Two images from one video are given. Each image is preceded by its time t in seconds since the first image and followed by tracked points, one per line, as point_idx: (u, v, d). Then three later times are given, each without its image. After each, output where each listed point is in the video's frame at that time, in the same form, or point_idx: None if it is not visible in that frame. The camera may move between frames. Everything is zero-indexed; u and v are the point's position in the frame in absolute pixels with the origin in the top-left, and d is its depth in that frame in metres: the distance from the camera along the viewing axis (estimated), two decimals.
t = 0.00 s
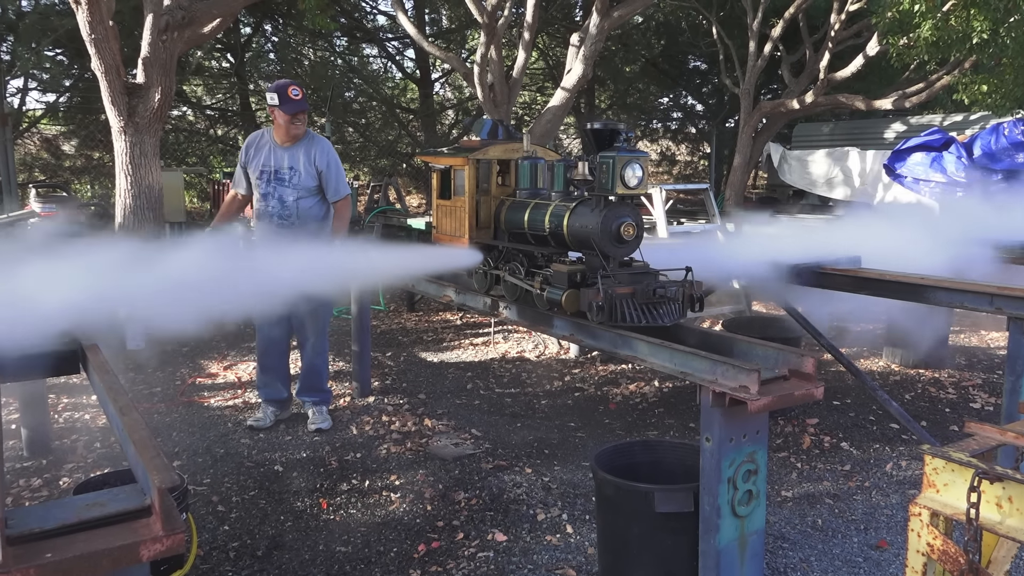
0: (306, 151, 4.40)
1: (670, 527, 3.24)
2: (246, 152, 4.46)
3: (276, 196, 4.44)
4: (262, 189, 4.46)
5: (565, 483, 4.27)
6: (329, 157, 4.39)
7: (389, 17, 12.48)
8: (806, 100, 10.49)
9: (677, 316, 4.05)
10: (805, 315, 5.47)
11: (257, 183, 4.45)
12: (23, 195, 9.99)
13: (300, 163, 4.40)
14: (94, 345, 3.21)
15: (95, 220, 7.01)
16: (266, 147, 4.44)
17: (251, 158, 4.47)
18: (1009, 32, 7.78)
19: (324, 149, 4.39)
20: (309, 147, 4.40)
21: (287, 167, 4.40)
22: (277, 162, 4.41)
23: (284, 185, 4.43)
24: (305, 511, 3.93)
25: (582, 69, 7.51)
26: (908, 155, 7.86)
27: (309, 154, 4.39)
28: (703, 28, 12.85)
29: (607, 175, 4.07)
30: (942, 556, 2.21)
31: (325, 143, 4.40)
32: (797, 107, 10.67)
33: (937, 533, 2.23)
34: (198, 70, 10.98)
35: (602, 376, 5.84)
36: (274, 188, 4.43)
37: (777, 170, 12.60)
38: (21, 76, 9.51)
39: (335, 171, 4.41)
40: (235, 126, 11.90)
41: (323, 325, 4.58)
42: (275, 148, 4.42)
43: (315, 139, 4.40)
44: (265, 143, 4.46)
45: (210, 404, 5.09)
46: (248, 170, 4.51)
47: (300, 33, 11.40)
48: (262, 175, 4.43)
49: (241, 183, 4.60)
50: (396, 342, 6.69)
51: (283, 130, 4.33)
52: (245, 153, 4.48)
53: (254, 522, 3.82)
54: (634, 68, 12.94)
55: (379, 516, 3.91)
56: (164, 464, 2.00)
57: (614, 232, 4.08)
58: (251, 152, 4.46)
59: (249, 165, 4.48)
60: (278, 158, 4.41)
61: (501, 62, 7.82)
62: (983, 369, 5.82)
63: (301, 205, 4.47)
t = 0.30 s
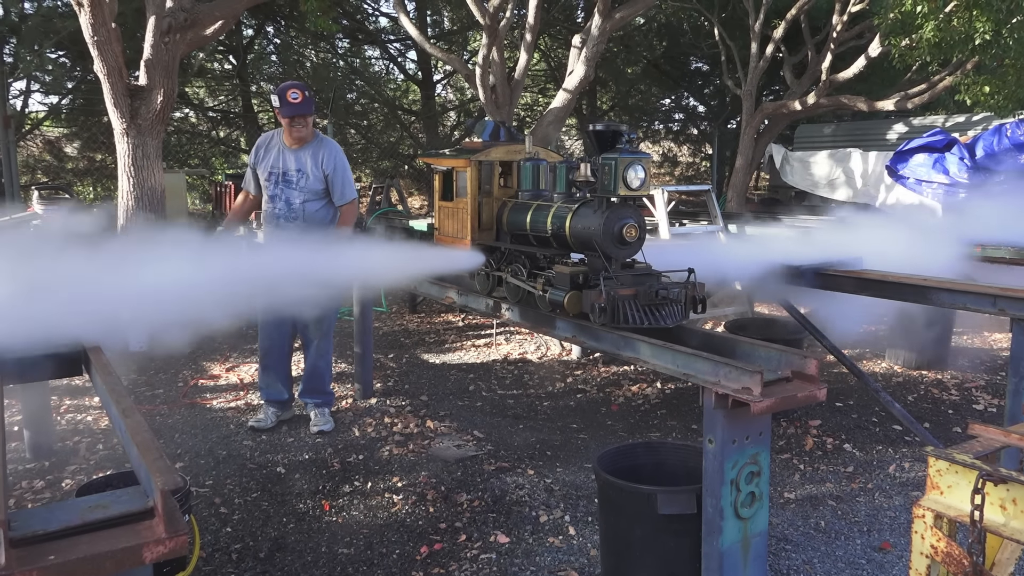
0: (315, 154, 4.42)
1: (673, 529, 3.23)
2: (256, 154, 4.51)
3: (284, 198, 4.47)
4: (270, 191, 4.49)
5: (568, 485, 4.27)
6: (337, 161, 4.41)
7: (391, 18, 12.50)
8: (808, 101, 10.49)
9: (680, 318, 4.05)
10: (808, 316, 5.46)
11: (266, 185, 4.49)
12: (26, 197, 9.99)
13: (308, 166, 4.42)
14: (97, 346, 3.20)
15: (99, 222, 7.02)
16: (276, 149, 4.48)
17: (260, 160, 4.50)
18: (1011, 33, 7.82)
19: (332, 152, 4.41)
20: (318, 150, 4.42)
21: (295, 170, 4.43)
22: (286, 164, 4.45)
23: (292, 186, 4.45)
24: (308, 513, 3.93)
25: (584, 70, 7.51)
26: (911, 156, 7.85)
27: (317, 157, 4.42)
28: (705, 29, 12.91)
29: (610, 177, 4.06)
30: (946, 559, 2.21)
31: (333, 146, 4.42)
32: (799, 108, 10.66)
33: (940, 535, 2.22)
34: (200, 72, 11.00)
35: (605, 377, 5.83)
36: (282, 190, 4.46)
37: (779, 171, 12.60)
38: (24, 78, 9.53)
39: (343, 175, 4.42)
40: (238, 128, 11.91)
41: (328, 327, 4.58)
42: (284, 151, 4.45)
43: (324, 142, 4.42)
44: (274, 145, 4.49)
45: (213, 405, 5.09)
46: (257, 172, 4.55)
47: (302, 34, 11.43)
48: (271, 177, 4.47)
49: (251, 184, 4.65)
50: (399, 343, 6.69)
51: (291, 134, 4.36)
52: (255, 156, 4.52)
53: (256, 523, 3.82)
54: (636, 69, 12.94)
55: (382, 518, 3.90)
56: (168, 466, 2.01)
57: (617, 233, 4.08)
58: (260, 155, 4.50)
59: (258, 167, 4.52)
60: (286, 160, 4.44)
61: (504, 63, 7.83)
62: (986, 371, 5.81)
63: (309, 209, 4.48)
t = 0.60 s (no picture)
0: (308, 151, 4.39)
1: (674, 530, 3.23)
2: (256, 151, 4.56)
3: (278, 194, 4.48)
4: (267, 187, 4.52)
5: (568, 485, 4.27)
6: (330, 158, 4.36)
7: (392, 18, 12.52)
8: (809, 101, 10.48)
9: (681, 318, 4.06)
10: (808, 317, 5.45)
11: (264, 181, 4.53)
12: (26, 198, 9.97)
13: (300, 163, 4.40)
14: (97, 346, 3.20)
15: (100, 222, 7.01)
16: (273, 146, 4.51)
17: (261, 156, 4.55)
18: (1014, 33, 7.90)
19: (325, 148, 4.37)
20: (311, 146, 4.39)
21: (288, 166, 4.43)
22: (279, 160, 4.46)
23: (284, 182, 4.45)
24: (309, 513, 3.93)
25: (585, 70, 7.50)
26: (912, 156, 7.85)
27: (308, 153, 4.38)
28: (706, 29, 12.92)
29: (611, 177, 4.06)
30: (948, 559, 2.20)
31: (326, 143, 4.38)
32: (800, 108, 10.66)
33: (943, 536, 2.21)
34: (201, 72, 11.02)
35: (605, 377, 5.83)
36: (276, 186, 4.47)
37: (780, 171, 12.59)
38: (25, 78, 9.53)
39: (335, 172, 4.37)
40: (239, 128, 11.90)
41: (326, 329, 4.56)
42: (280, 147, 4.47)
43: (316, 137, 4.39)
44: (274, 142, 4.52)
45: (214, 405, 5.09)
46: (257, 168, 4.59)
47: (303, 34, 11.44)
48: (268, 174, 4.50)
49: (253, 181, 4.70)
50: (399, 343, 6.69)
51: (278, 132, 4.39)
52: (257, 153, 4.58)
53: (257, 523, 3.81)
54: (637, 69, 12.93)
55: (383, 519, 3.90)
56: (169, 466, 2.00)
57: (619, 233, 4.08)
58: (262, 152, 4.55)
59: (258, 164, 4.56)
60: (281, 155, 4.45)
61: (505, 63, 7.83)
62: (987, 371, 5.80)
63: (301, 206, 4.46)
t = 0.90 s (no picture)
0: (279, 147, 4.37)
1: (675, 528, 3.23)
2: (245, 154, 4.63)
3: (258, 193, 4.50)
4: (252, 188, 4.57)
5: (570, 483, 4.27)
6: (299, 150, 4.31)
7: (393, 17, 12.52)
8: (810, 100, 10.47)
9: (682, 317, 4.07)
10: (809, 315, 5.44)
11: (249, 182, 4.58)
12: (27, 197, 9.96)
13: (273, 159, 4.39)
14: (98, 345, 3.21)
15: (100, 221, 7.00)
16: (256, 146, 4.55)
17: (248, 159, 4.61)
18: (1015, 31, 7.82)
19: (295, 141, 4.32)
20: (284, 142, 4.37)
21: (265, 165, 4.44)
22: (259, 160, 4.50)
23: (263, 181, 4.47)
24: (310, 512, 3.93)
25: (586, 69, 7.50)
26: (913, 154, 7.81)
27: (279, 148, 4.36)
28: (707, 28, 12.91)
29: (612, 175, 4.06)
30: (950, 558, 2.20)
31: (296, 137, 4.33)
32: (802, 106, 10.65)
33: (945, 534, 2.21)
34: (202, 71, 11.04)
35: (607, 376, 5.82)
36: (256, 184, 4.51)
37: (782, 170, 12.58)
38: (26, 77, 9.53)
39: (303, 165, 4.30)
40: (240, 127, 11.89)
41: (313, 327, 4.54)
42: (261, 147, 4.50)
43: (287, 132, 4.36)
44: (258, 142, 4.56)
45: (215, 404, 5.09)
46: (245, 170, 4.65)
47: (303, 33, 11.43)
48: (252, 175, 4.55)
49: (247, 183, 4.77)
50: (400, 342, 6.68)
51: (258, 131, 4.46)
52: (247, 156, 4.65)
53: (259, 522, 3.81)
54: (638, 68, 12.92)
55: (384, 517, 3.90)
56: (169, 465, 2.00)
57: (620, 231, 4.08)
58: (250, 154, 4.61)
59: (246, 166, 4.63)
60: (262, 154, 4.49)
61: (505, 61, 7.82)
62: (988, 370, 5.80)
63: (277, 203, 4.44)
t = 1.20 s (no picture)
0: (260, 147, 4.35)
1: (678, 528, 3.22)
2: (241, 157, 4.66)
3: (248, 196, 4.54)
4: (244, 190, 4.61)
5: (571, 483, 4.26)
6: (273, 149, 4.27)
7: (394, 16, 12.52)
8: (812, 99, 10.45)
9: (684, 316, 4.07)
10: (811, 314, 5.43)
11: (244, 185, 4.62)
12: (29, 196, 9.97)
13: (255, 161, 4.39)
14: (99, 344, 3.20)
15: (102, 219, 7.00)
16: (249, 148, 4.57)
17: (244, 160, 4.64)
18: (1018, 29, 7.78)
19: (272, 141, 4.29)
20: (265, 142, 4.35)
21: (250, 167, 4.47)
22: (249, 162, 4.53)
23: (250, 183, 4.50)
24: (311, 511, 3.92)
25: (587, 68, 7.49)
26: (915, 153, 7.82)
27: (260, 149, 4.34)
28: (708, 27, 12.89)
29: (613, 174, 4.06)
30: (953, 558, 2.19)
31: (271, 138, 4.29)
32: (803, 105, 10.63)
33: (949, 535, 2.20)
34: (203, 69, 11.03)
35: (608, 375, 5.80)
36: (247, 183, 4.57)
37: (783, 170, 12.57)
38: (27, 76, 9.53)
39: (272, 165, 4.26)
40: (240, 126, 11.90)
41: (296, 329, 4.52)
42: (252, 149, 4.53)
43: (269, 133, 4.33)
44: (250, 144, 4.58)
45: (215, 403, 5.08)
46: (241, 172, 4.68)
47: (304, 32, 11.39)
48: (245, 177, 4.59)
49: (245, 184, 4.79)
50: (401, 341, 6.67)
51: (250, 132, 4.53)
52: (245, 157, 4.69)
53: (259, 522, 3.81)
54: (639, 67, 12.91)
55: (385, 517, 3.89)
56: (170, 464, 2.00)
57: (622, 231, 4.07)
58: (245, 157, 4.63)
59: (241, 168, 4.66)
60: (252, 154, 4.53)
61: (507, 60, 7.80)
62: (991, 369, 5.79)
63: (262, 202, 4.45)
